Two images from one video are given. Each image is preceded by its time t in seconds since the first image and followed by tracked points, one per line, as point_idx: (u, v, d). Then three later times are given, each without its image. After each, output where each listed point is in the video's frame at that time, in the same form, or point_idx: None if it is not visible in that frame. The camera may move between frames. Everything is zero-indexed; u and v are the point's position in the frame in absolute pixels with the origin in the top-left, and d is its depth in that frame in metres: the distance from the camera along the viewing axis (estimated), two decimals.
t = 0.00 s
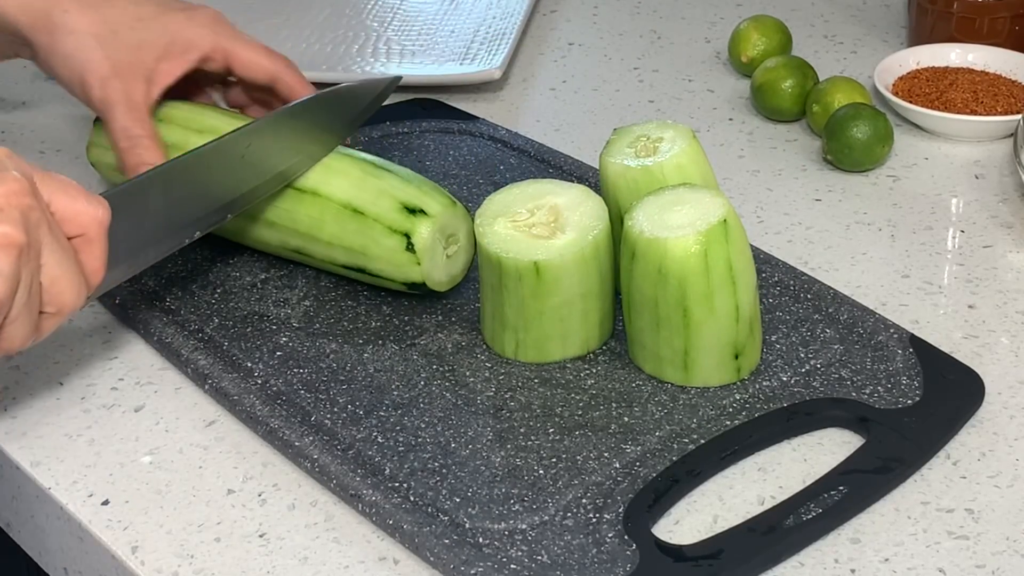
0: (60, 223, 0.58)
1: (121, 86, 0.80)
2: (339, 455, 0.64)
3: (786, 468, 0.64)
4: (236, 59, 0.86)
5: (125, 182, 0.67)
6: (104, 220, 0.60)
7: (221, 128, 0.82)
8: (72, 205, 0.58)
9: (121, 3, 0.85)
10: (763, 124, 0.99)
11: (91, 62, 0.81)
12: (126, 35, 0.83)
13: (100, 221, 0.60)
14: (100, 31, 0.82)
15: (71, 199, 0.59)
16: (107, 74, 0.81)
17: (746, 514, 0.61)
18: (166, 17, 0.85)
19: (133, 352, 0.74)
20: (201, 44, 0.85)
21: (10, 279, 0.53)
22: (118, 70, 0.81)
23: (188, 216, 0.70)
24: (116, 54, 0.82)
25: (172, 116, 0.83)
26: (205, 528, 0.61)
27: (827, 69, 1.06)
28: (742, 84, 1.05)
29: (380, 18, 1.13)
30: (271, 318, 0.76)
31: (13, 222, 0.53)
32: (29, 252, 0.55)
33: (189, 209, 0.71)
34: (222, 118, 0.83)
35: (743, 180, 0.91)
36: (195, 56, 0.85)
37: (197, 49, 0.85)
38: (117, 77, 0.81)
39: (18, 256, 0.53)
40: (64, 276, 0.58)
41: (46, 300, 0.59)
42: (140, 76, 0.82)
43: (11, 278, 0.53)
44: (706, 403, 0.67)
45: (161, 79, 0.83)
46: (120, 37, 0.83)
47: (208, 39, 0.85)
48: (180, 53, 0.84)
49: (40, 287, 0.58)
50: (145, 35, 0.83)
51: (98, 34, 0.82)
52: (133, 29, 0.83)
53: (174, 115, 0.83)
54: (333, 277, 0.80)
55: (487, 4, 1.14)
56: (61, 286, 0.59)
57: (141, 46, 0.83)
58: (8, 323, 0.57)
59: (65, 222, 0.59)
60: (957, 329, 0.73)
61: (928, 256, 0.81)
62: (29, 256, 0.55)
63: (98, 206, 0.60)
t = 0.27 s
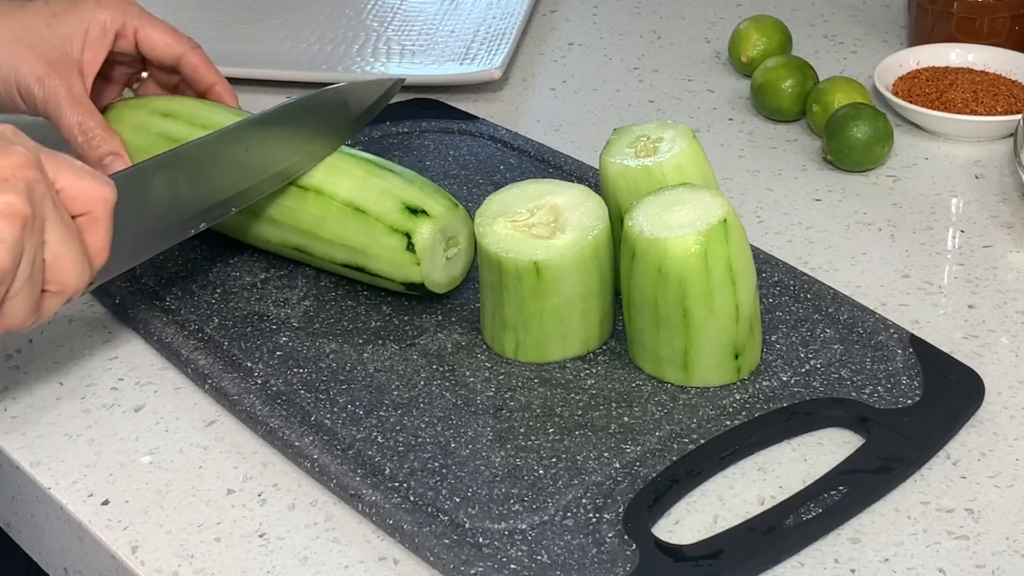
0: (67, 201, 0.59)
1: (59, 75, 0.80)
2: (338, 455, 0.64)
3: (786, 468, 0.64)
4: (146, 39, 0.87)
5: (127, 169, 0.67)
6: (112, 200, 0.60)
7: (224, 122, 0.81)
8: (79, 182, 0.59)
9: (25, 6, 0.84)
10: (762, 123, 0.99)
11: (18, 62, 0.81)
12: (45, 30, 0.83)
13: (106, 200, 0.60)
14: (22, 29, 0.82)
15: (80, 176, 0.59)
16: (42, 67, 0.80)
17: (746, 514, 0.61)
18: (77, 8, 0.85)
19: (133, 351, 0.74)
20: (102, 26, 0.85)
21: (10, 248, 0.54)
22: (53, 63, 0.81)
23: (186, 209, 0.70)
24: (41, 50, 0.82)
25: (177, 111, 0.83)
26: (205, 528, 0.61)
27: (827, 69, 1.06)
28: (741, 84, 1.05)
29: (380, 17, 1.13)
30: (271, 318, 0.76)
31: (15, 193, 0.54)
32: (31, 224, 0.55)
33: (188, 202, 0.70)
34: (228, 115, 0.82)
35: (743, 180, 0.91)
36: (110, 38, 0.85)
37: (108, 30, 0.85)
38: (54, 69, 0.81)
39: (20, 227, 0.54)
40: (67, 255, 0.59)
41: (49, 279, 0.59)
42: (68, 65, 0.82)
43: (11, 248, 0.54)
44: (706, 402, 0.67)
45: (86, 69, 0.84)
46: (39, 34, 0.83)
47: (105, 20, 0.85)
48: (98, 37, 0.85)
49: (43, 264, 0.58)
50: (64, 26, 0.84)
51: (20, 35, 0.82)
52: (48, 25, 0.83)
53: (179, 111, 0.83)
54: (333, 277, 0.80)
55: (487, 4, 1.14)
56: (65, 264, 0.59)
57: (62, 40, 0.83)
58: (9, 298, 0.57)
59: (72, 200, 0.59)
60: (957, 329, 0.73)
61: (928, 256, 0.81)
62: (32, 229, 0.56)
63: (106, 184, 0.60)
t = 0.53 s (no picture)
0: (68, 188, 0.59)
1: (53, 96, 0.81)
2: (339, 455, 0.64)
3: (786, 468, 0.64)
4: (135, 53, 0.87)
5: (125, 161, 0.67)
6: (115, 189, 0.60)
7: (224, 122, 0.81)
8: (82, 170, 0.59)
9: (17, 32, 0.85)
10: (762, 123, 0.99)
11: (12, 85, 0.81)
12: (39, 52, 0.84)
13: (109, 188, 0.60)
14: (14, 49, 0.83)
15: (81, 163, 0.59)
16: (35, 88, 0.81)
17: (746, 514, 0.61)
18: (67, 30, 0.85)
19: (133, 351, 0.75)
20: (92, 45, 0.85)
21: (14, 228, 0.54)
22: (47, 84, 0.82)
23: (184, 204, 0.70)
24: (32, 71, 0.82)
25: (176, 110, 0.83)
26: (206, 528, 0.61)
27: (827, 69, 1.06)
28: (741, 84, 1.05)
29: (380, 18, 1.13)
30: (271, 318, 0.76)
31: (20, 174, 0.54)
32: (34, 207, 0.56)
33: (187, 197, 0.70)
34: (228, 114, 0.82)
35: (743, 180, 0.91)
36: (99, 57, 0.85)
37: (95, 50, 0.85)
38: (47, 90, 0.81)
39: (22, 210, 0.54)
40: (67, 242, 0.59)
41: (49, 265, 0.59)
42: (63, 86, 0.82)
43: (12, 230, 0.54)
44: (706, 402, 0.67)
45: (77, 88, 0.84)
46: (30, 56, 0.83)
47: (95, 38, 0.85)
48: (88, 56, 0.85)
49: (44, 250, 0.58)
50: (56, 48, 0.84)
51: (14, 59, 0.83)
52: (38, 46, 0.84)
53: (179, 110, 0.83)
54: (333, 277, 0.80)
55: (487, 4, 1.14)
56: (65, 251, 0.59)
57: (54, 60, 0.84)
58: (9, 281, 0.57)
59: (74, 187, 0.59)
60: (957, 329, 0.73)
61: (928, 256, 0.81)
62: (36, 212, 0.56)
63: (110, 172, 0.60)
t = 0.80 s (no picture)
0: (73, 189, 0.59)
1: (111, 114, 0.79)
2: (338, 455, 0.64)
3: (786, 468, 0.64)
4: (188, 70, 0.82)
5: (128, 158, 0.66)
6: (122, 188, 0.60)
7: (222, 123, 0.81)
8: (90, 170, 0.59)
9: (77, 46, 0.84)
10: (763, 124, 0.99)
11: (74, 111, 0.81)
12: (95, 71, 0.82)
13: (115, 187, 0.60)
14: (71, 67, 0.83)
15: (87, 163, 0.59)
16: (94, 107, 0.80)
17: (746, 514, 0.61)
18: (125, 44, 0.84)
19: (133, 351, 0.75)
20: (144, 62, 0.82)
21: (20, 227, 0.55)
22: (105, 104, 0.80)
23: (185, 204, 0.70)
24: (83, 93, 0.81)
25: (177, 111, 0.83)
26: (206, 528, 0.61)
27: (827, 69, 1.06)
28: (742, 84, 1.05)
29: (381, 17, 1.13)
30: (272, 318, 0.76)
31: (33, 174, 0.55)
32: (42, 205, 0.56)
33: (190, 195, 0.70)
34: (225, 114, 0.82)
35: (743, 180, 0.91)
36: (154, 74, 0.83)
37: (153, 65, 0.83)
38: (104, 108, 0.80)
39: (30, 208, 0.55)
40: (69, 246, 0.59)
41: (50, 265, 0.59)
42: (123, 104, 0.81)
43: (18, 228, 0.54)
44: (706, 402, 0.67)
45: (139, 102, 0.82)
46: (88, 77, 0.82)
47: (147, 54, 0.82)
48: (146, 71, 0.83)
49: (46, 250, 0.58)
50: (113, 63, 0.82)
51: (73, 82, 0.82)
52: (93, 64, 0.83)
53: (179, 109, 0.83)
54: (333, 277, 0.80)
55: (487, 4, 1.14)
56: (64, 255, 0.59)
57: (111, 78, 0.82)
58: (10, 281, 0.57)
59: (80, 188, 0.59)
60: (957, 329, 0.73)
61: (927, 256, 0.81)
62: (44, 213, 0.56)
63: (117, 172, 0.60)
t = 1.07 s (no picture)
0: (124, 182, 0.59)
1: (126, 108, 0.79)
2: (339, 456, 0.64)
3: (785, 468, 0.64)
4: (199, 65, 0.83)
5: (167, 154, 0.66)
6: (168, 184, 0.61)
7: (228, 122, 0.81)
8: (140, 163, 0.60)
9: (88, 38, 0.84)
10: (763, 124, 0.99)
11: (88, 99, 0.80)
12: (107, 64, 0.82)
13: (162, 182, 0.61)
14: (83, 58, 0.83)
15: (141, 156, 0.60)
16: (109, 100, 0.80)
17: (746, 514, 0.61)
18: (137, 36, 0.84)
19: (133, 351, 0.74)
20: (155, 56, 0.83)
21: (70, 212, 0.55)
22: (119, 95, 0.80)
23: (212, 202, 0.70)
24: (95, 85, 0.81)
25: (183, 107, 0.83)
26: (206, 528, 0.61)
27: (827, 69, 1.06)
28: (742, 84, 1.05)
29: (381, 17, 1.13)
30: (272, 318, 0.76)
31: (91, 163, 0.56)
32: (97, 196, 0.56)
33: (217, 195, 0.70)
34: (230, 111, 0.82)
35: (743, 180, 0.91)
36: (164, 69, 0.84)
37: (163, 58, 0.83)
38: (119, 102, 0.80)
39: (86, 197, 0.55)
40: (113, 246, 0.59)
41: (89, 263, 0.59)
42: (135, 96, 0.81)
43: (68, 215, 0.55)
44: (706, 403, 0.67)
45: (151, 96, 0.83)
46: (99, 68, 0.82)
47: (158, 48, 0.83)
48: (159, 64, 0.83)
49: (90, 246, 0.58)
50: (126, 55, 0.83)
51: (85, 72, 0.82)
52: (106, 56, 0.82)
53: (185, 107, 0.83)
54: (333, 277, 0.80)
55: (487, 4, 1.14)
56: (107, 255, 0.59)
57: (122, 70, 0.82)
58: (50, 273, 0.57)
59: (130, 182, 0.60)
60: (957, 330, 0.73)
61: (928, 256, 0.81)
62: (96, 203, 0.56)
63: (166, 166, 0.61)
